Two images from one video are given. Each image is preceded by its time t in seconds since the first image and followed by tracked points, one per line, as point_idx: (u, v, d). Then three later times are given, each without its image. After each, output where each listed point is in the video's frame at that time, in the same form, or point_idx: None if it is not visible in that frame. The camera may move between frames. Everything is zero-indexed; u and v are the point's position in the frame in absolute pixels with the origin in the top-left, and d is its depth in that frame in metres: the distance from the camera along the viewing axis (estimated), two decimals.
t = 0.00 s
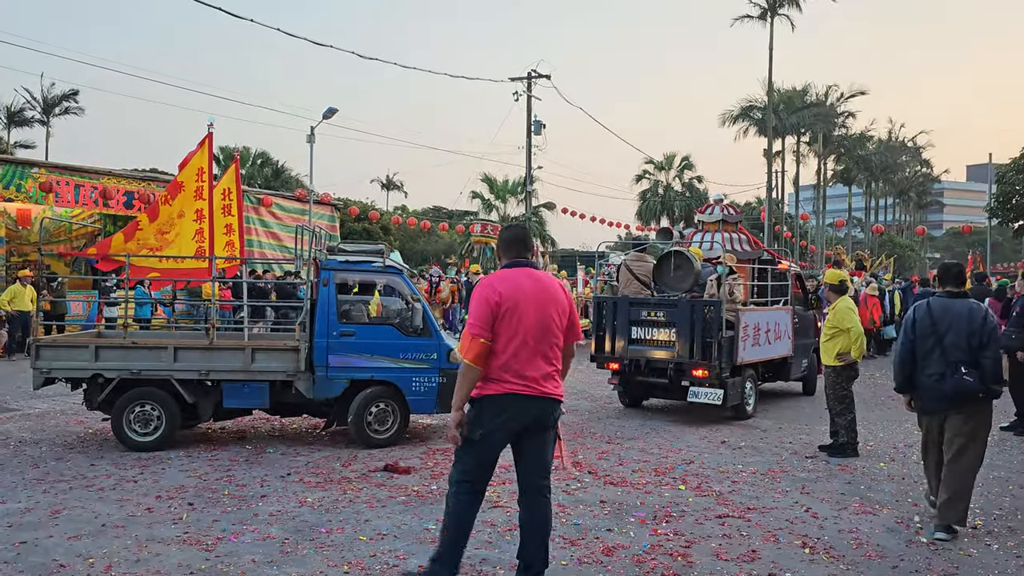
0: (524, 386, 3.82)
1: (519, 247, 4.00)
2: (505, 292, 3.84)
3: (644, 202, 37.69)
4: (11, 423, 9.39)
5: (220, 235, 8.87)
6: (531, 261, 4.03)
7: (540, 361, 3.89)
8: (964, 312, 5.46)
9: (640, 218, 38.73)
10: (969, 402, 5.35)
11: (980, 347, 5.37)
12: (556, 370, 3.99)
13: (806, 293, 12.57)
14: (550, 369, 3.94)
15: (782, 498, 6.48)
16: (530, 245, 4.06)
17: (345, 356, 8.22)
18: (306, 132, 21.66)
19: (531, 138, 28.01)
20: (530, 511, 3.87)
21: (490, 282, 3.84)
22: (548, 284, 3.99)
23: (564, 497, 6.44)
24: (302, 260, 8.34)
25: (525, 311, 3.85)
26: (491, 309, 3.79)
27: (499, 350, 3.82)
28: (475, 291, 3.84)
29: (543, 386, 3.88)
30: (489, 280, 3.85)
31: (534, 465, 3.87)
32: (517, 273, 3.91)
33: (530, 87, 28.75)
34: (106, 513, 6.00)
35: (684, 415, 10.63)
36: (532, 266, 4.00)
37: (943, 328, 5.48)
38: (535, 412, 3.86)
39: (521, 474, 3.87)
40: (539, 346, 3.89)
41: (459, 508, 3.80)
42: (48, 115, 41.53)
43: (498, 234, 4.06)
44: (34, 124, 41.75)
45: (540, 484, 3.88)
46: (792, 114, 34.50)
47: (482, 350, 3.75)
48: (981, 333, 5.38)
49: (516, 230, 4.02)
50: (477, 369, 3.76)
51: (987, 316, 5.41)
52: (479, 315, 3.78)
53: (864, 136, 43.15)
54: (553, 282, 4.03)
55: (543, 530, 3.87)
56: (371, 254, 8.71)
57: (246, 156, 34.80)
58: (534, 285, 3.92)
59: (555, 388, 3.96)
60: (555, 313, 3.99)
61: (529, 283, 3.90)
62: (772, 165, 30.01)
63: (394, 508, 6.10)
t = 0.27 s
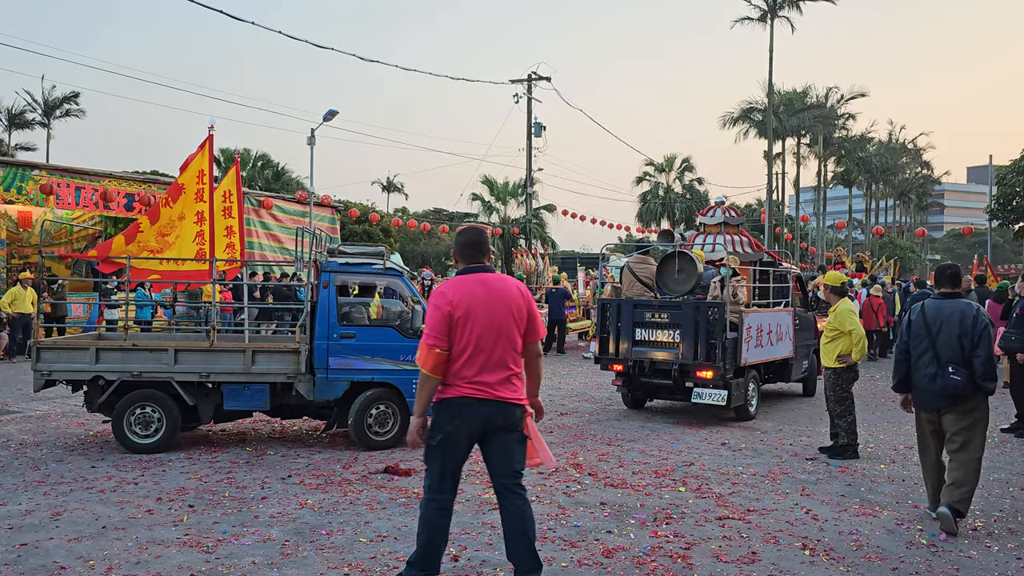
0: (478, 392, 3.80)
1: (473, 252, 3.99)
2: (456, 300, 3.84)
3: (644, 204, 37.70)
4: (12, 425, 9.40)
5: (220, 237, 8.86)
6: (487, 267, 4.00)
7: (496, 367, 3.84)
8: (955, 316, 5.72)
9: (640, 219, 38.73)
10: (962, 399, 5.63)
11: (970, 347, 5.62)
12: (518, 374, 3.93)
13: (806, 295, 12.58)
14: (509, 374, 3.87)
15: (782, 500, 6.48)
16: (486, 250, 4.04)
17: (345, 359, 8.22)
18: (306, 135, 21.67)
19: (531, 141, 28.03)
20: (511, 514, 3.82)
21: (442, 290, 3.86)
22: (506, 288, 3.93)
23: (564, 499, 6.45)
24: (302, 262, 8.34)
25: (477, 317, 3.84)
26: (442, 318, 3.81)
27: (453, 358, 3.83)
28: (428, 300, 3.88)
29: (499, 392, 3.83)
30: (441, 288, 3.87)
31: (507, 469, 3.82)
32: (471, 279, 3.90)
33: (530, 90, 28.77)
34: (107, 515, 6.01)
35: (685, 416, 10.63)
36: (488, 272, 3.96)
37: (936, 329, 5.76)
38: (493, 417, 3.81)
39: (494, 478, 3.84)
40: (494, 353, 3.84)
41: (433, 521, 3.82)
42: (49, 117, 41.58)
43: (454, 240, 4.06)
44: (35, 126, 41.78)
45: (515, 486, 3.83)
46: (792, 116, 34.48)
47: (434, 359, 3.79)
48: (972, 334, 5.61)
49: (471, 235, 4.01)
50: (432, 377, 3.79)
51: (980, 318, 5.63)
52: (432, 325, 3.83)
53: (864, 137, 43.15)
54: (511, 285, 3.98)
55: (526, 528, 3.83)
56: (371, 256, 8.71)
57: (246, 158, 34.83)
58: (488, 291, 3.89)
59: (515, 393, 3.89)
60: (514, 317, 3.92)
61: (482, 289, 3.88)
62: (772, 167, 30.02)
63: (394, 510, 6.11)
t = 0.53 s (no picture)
0: (436, 391, 3.81)
1: (438, 252, 3.99)
2: (418, 300, 3.85)
3: (644, 206, 37.71)
4: (12, 428, 9.40)
5: (220, 239, 8.85)
6: (451, 267, 4.00)
7: (455, 367, 3.85)
8: (950, 315, 5.86)
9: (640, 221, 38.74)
10: (961, 395, 5.81)
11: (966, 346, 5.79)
12: (477, 374, 3.94)
13: (806, 296, 12.58)
14: (468, 374, 3.89)
15: (782, 501, 6.48)
16: (451, 250, 4.04)
17: (345, 360, 8.20)
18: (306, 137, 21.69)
19: (531, 142, 28.04)
20: (473, 502, 3.92)
21: (403, 290, 3.87)
22: (468, 289, 3.94)
23: (564, 500, 6.45)
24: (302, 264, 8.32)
25: (437, 317, 3.85)
26: (401, 318, 3.82)
27: (412, 357, 3.84)
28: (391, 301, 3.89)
29: (458, 391, 3.84)
30: (403, 289, 3.88)
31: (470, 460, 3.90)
32: (433, 280, 3.91)
33: (530, 92, 28.79)
34: (107, 517, 6.01)
35: (684, 418, 10.63)
36: (452, 273, 3.96)
37: (932, 327, 5.92)
38: (452, 415, 3.83)
39: (458, 471, 3.89)
40: (453, 352, 3.85)
41: (422, 525, 3.79)
42: (49, 119, 41.59)
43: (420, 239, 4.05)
44: (34, 128, 41.79)
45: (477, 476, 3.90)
46: (792, 117, 34.47)
47: (392, 358, 3.81)
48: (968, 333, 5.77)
49: (437, 234, 4.01)
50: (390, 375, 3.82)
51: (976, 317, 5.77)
52: (390, 324, 3.84)
53: (864, 139, 43.17)
54: (473, 286, 3.98)
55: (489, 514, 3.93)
56: (371, 258, 8.70)
57: (246, 160, 34.86)
58: (450, 291, 3.89)
59: (473, 392, 3.92)
60: (475, 317, 3.93)
61: (444, 289, 3.89)
62: (772, 168, 30.02)
63: (394, 512, 6.11)
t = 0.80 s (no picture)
0: (416, 388, 3.80)
1: (423, 251, 3.99)
2: (400, 298, 3.85)
3: (644, 207, 37.73)
4: (12, 429, 9.40)
5: (220, 241, 8.84)
6: (434, 266, 3.99)
7: (435, 365, 3.84)
8: (956, 316, 5.97)
9: (640, 222, 38.74)
10: (967, 395, 5.91)
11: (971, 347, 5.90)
12: (457, 372, 3.94)
13: (806, 296, 12.58)
14: (449, 372, 3.88)
15: (782, 502, 6.47)
16: (436, 250, 4.03)
17: (345, 362, 8.18)
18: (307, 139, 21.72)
19: (531, 143, 28.06)
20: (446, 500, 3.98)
21: (385, 289, 3.87)
22: (450, 287, 3.93)
23: (564, 501, 6.45)
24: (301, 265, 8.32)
25: (418, 315, 3.84)
26: (382, 315, 3.82)
27: (392, 354, 3.83)
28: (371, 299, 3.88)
29: (439, 389, 3.83)
30: (385, 287, 3.88)
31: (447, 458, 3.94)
32: (414, 278, 3.90)
33: (530, 93, 28.82)
34: (107, 519, 6.01)
35: (684, 418, 10.62)
36: (434, 271, 3.95)
37: (938, 327, 6.03)
38: (433, 413, 3.82)
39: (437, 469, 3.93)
40: (433, 350, 3.85)
41: (419, 527, 3.76)
42: (49, 122, 41.66)
43: (404, 237, 4.05)
44: (35, 130, 41.84)
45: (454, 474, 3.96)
46: (792, 118, 34.47)
47: (370, 355, 3.82)
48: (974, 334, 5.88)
49: (421, 234, 4.01)
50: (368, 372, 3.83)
51: (983, 318, 5.89)
52: (370, 321, 3.83)
53: (864, 139, 43.18)
54: (456, 285, 3.97)
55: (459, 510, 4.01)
56: (371, 260, 8.69)
57: (247, 162, 34.91)
58: (431, 289, 3.89)
59: (454, 390, 3.91)
60: (457, 315, 3.92)
61: (425, 287, 3.88)
62: (772, 169, 30.03)
63: (394, 513, 6.11)
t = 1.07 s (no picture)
0: (412, 388, 3.80)
1: (424, 254, 4.01)
2: (399, 299, 3.85)
3: (645, 207, 37.73)
4: (14, 431, 9.41)
5: (220, 242, 8.84)
6: (435, 269, 4.02)
7: (431, 365, 3.86)
8: (968, 316, 6.26)
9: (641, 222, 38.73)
10: (978, 393, 6.19)
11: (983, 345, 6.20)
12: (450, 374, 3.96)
13: (807, 297, 12.58)
14: (443, 373, 3.90)
15: (784, 502, 6.46)
16: (435, 253, 4.05)
17: (346, 363, 8.18)
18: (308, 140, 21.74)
19: (532, 144, 28.06)
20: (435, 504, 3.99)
21: (385, 289, 3.87)
22: (447, 290, 3.97)
23: (565, 502, 6.45)
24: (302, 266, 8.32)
25: (417, 316, 3.85)
26: (381, 315, 3.81)
27: (390, 354, 3.83)
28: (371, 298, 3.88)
29: (434, 390, 3.84)
30: (385, 287, 3.87)
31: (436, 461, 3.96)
32: (415, 279, 3.92)
33: (531, 94, 28.82)
34: (108, 520, 6.01)
35: (685, 419, 10.62)
36: (433, 274, 3.98)
37: (951, 327, 6.32)
38: (427, 414, 3.83)
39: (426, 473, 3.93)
40: (430, 351, 3.86)
41: (414, 529, 3.75)
42: (51, 123, 41.70)
43: (404, 239, 4.06)
44: (37, 132, 41.89)
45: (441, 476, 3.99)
46: (793, 118, 34.45)
47: (370, 354, 3.80)
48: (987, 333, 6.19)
49: (422, 236, 4.03)
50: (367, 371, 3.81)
51: (994, 318, 6.18)
52: (369, 320, 3.82)
53: (865, 140, 43.16)
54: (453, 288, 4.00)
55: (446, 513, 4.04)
56: (372, 261, 8.68)
57: (248, 163, 34.96)
58: (431, 291, 3.91)
59: (447, 391, 3.93)
60: (453, 318, 3.95)
61: (425, 289, 3.90)
62: (773, 169, 30.03)
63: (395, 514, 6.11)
